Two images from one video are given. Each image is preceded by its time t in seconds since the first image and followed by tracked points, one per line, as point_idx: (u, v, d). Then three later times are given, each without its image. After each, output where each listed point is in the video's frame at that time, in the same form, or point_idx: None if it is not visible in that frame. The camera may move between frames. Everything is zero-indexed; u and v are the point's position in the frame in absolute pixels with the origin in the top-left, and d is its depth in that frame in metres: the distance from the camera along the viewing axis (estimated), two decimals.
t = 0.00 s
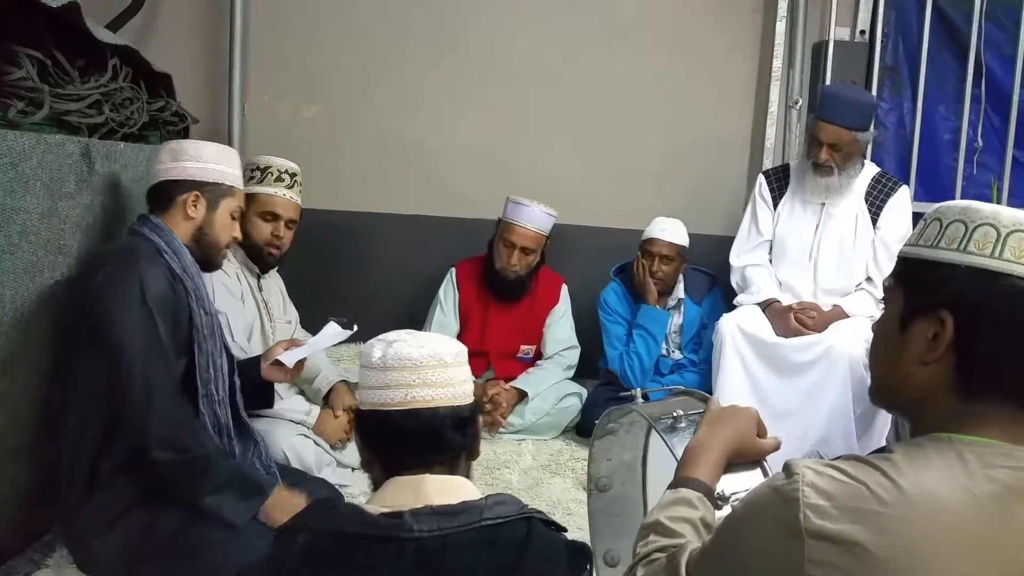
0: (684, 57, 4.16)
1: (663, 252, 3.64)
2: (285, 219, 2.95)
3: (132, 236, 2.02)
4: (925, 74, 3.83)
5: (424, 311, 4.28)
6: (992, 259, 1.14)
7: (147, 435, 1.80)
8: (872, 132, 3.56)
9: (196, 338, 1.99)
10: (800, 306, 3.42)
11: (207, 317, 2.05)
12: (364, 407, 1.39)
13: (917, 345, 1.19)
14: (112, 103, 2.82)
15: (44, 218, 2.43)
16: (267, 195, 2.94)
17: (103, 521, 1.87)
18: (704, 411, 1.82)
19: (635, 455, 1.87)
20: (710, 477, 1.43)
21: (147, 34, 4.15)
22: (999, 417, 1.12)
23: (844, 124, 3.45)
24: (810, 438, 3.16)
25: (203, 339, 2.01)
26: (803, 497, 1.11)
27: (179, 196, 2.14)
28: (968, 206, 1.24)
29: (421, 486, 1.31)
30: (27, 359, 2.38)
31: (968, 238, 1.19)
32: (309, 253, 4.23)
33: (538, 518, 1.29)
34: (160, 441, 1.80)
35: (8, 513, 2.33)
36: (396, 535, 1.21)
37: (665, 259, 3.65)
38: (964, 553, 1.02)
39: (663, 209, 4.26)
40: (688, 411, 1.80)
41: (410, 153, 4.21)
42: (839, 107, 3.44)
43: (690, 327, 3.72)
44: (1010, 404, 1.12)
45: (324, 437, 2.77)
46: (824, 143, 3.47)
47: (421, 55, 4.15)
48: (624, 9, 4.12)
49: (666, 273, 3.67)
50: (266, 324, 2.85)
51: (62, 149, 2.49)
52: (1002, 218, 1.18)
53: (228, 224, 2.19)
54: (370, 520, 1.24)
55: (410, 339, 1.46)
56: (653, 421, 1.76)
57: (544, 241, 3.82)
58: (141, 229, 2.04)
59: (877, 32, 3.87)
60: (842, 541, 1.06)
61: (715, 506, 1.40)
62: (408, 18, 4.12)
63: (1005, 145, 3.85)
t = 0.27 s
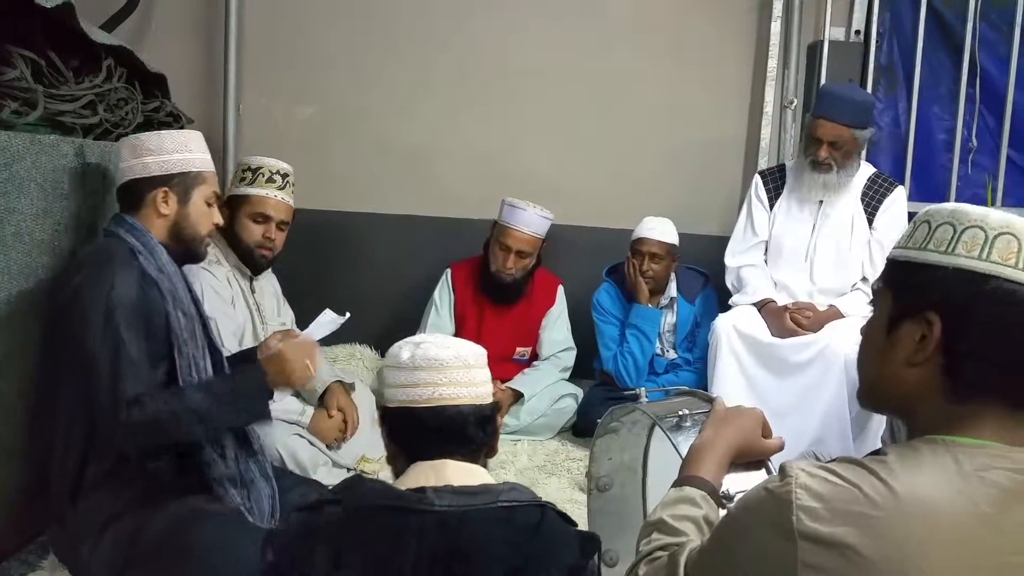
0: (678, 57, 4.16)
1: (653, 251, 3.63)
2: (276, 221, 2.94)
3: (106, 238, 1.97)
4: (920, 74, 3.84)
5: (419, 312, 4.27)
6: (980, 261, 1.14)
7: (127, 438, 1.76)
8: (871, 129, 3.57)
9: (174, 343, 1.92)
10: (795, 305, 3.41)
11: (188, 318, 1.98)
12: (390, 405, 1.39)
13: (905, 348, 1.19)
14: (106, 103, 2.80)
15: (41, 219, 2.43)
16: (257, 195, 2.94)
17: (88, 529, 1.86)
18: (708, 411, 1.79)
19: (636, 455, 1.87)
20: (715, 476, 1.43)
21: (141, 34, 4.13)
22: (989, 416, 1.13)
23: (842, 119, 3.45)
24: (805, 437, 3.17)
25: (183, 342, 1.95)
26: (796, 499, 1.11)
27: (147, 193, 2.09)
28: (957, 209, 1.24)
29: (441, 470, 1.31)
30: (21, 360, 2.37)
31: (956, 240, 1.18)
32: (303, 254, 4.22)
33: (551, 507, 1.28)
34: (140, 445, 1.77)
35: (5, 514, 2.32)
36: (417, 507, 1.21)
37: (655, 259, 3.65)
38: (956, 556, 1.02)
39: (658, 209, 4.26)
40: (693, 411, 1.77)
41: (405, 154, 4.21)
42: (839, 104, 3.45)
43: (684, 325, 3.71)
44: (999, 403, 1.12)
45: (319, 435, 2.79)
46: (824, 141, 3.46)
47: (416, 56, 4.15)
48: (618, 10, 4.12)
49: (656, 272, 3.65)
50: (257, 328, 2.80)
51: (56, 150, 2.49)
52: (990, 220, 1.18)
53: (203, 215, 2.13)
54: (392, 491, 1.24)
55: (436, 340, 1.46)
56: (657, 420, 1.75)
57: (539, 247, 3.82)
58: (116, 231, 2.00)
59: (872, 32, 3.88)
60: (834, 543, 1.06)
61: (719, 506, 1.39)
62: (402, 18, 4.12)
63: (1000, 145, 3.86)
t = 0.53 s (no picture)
0: (676, 58, 4.17)
1: (650, 251, 3.63)
2: (264, 224, 2.93)
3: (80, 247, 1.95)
4: (917, 74, 3.84)
5: (417, 313, 4.27)
6: (968, 267, 1.15)
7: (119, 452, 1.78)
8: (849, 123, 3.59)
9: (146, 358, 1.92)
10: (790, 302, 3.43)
11: (164, 329, 1.96)
12: (396, 406, 1.40)
13: (898, 353, 1.19)
14: (103, 104, 2.79)
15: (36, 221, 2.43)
16: (243, 199, 2.94)
17: (77, 540, 1.84)
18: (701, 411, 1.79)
19: (628, 456, 1.88)
20: (706, 477, 1.43)
21: (138, 35, 4.13)
22: (987, 417, 1.13)
23: (823, 122, 3.46)
24: (801, 438, 3.17)
25: (155, 357, 1.93)
26: (798, 500, 1.11)
27: (128, 197, 2.02)
28: (938, 219, 1.25)
29: (442, 467, 1.31)
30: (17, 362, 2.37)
31: (942, 250, 1.20)
32: (301, 255, 4.22)
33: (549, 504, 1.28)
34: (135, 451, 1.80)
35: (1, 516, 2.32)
36: (418, 501, 1.19)
37: (652, 259, 3.65)
38: (957, 557, 1.02)
39: (655, 210, 4.26)
40: (686, 411, 1.77)
41: (402, 154, 4.21)
42: (822, 107, 3.45)
43: (682, 326, 3.73)
44: (997, 404, 1.12)
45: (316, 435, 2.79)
46: (808, 146, 3.47)
47: (413, 56, 4.15)
48: (616, 10, 4.13)
49: (654, 272, 3.66)
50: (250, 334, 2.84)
51: (53, 151, 2.49)
52: (973, 229, 1.20)
53: (188, 215, 2.06)
54: (391, 484, 1.22)
55: (445, 342, 1.47)
56: (648, 421, 1.75)
57: (535, 248, 3.81)
58: (90, 238, 1.96)
59: (869, 33, 3.88)
60: (836, 543, 1.07)
61: (712, 509, 1.39)
62: (400, 19, 4.12)
63: (996, 145, 3.86)
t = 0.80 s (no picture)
0: (675, 59, 4.17)
1: (654, 253, 3.64)
2: (255, 233, 2.92)
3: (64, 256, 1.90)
4: (917, 75, 3.84)
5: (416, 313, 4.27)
6: (980, 269, 1.15)
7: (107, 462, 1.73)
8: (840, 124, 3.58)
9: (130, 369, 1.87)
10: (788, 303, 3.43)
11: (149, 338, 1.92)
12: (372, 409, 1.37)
13: (904, 352, 1.19)
14: (103, 106, 2.76)
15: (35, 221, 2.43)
16: (237, 207, 2.93)
17: (73, 547, 1.83)
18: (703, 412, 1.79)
19: (631, 457, 1.89)
20: (708, 477, 1.43)
21: (138, 35, 4.13)
22: (988, 419, 1.13)
23: (811, 125, 3.47)
24: (801, 439, 3.18)
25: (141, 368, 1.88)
26: (797, 496, 1.10)
27: (108, 201, 1.96)
28: (951, 218, 1.24)
29: (424, 476, 1.31)
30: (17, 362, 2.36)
31: (954, 249, 1.19)
32: (300, 256, 4.22)
33: (535, 509, 1.29)
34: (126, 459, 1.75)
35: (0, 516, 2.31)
36: (397, 520, 1.21)
37: (656, 260, 3.65)
38: (956, 555, 1.02)
39: (655, 211, 4.26)
40: (688, 412, 1.77)
41: (402, 155, 4.21)
42: (811, 112, 3.47)
43: (684, 329, 3.72)
44: (997, 407, 1.13)
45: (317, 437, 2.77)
46: (797, 148, 3.49)
47: (413, 57, 4.15)
48: (616, 11, 4.13)
49: (658, 274, 3.66)
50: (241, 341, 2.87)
51: (53, 152, 2.49)
52: (985, 229, 1.20)
53: (172, 214, 1.99)
54: (371, 504, 1.24)
55: (422, 342, 1.43)
56: (652, 422, 1.74)
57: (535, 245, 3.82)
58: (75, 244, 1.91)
59: (868, 34, 3.88)
60: (834, 539, 1.07)
61: (712, 508, 1.39)
62: (400, 19, 4.12)
63: (995, 146, 3.87)
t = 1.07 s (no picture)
0: (673, 60, 4.17)
1: (658, 255, 3.64)
2: (249, 239, 2.91)
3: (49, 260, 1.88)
4: (914, 77, 3.85)
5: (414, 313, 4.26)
6: (984, 268, 1.15)
7: (102, 474, 1.74)
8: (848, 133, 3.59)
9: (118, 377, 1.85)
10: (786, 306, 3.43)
11: (134, 343, 1.90)
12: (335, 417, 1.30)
13: (909, 351, 1.20)
14: (100, 105, 2.76)
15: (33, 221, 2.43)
16: (230, 214, 2.94)
17: (64, 558, 1.79)
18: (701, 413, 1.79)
19: (629, 458, 1.90)
20: (707, 478, 1.43)
21: (136, 35, 4.13)
22: (991, 419, 1.13)
23: (820, 129, 3.46)
24: (799, 441, 3.17)
25: (128, 374, 1.86)
26: (799, 495, 1.11)
27: (88, 203, 1.94)
28: (958, 218, 1.25)
29: (393, 494, 1.24)
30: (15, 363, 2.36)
31: (959, 248, 1.20)
32: (298, 256, 4.21)
33: (513, 517, 1.24)
34: (122, 473, 1.76)
35: None
36: (366, 547, 1.13)
37: (660, 263, 3.65)
38: (957, 555, 1.02)
39: (653, 211, 4.26)
40: (686, 413, 1.77)
41: (399, 155, 4.21)
42: (817, 114, 3.45)
43: (683, 331, 3.72)
44: (1000, 408, 1.13)
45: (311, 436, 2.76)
46: (800, 150, 3.50)
47: (411, 56, 4.15)
48: (613, 12, 4.13)
49: (660, 276, 3.67)
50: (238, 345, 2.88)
51: (51, 151, 2.48)
52: (991, 229, 1.20)
53: (156, 213, 1.97)
54: (339, 530, 1.16)
55: (386, 344, 1.34)
56: (649, 422, 1.74)
57: (534, 244, 3.83)
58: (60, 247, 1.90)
59: (866, 36, 3.89)
60: (836, 537, 1.07)
61: (712, 509, 1.39)
62: (397, 19, 4.12)
63: (993, 148, 3.88)
